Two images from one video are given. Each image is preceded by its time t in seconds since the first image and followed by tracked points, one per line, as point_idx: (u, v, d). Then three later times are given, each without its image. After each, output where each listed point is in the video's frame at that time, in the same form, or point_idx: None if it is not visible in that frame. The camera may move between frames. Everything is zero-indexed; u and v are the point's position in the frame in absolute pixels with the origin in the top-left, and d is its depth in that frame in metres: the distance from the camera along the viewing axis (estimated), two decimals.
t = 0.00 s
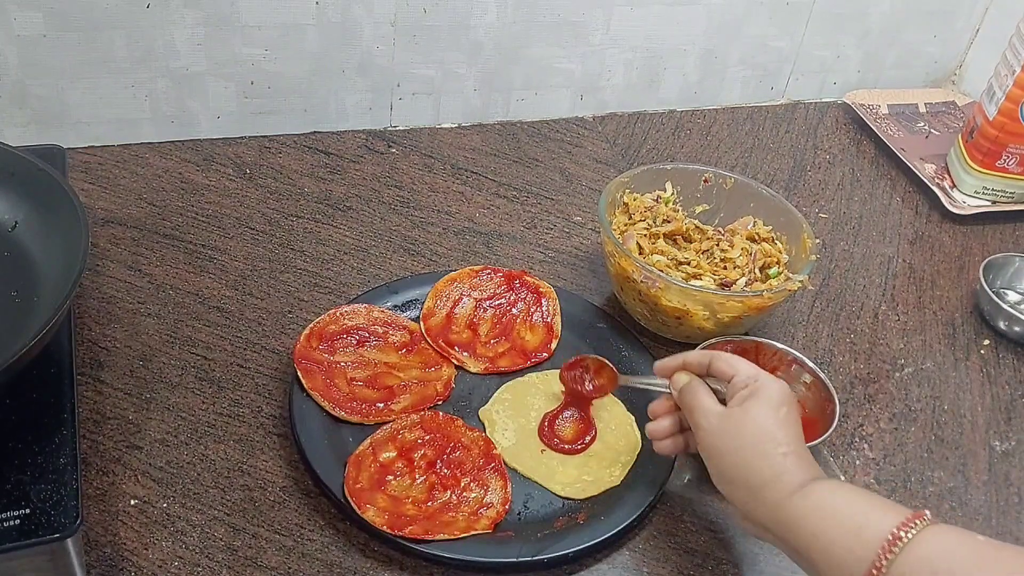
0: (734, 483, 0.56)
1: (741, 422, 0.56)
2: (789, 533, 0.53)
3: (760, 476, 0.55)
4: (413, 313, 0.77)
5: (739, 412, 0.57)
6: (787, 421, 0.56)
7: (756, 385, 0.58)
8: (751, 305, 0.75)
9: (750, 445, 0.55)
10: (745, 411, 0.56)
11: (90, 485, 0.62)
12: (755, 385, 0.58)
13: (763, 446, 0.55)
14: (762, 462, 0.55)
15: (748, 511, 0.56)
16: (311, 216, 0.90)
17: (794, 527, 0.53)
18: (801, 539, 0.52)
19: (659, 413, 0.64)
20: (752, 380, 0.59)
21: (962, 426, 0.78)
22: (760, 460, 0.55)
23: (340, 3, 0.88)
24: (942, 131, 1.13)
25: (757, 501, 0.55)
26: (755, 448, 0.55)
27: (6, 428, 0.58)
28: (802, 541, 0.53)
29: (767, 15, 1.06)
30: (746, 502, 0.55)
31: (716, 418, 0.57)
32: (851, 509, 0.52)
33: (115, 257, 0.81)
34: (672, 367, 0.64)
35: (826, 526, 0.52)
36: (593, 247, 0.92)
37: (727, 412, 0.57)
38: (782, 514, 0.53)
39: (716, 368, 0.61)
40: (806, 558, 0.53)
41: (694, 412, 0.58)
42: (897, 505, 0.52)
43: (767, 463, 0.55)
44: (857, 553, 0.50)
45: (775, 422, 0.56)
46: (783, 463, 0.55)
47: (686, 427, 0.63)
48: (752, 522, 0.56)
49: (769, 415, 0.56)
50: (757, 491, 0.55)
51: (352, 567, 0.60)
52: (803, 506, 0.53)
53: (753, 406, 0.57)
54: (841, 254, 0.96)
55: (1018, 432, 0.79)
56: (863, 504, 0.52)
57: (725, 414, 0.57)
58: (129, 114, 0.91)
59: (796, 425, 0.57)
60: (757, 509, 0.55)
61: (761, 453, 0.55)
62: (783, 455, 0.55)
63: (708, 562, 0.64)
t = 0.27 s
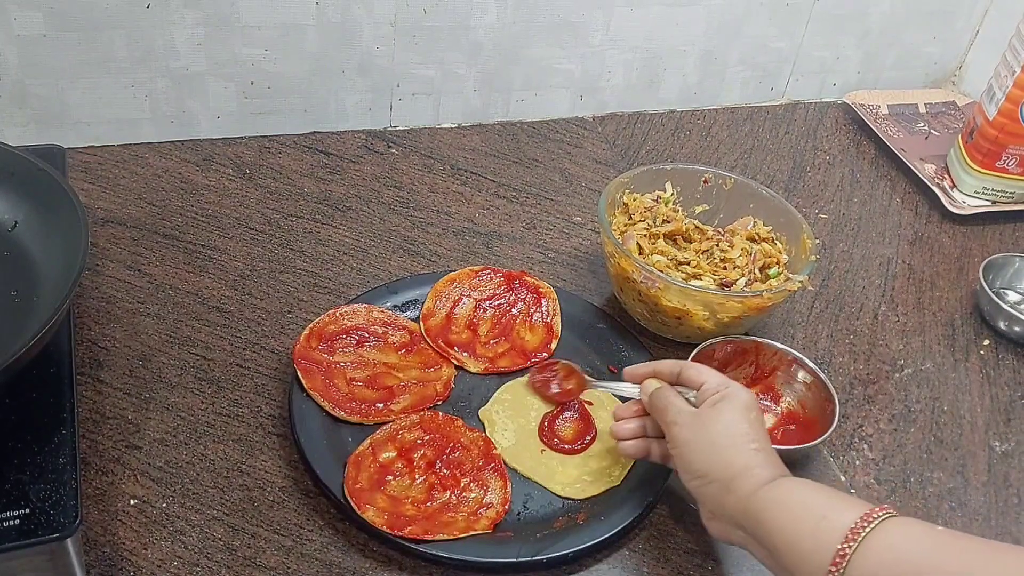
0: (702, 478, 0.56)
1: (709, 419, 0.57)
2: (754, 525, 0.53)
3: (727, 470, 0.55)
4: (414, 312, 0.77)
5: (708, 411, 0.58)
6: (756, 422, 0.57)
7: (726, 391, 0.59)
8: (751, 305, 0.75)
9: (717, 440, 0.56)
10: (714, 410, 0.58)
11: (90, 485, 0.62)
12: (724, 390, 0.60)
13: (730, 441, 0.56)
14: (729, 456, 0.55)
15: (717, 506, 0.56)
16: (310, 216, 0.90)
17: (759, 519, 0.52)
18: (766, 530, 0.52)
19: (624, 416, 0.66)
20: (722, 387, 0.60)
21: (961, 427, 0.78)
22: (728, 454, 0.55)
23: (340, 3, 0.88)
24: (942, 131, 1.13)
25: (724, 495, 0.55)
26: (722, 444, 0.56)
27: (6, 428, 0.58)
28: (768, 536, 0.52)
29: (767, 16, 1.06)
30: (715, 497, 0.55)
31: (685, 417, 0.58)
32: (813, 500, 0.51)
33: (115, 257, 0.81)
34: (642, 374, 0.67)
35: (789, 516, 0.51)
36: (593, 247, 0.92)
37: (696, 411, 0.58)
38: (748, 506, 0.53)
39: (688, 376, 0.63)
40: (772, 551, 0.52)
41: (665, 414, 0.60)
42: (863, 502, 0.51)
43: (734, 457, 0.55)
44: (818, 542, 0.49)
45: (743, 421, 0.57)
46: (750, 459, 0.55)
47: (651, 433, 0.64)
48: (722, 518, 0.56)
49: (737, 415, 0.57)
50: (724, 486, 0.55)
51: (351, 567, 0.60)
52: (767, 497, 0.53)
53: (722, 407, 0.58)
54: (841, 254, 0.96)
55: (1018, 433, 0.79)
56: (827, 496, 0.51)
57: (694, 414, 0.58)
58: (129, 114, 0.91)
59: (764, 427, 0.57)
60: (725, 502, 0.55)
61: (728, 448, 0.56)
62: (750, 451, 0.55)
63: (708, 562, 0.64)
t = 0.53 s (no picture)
0: (699, 462, 0.56)
1: (713, 403, 0.57)
2: (748, 512, 0.53)
3: (725, 454, 0.55)
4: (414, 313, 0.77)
5: (713, 396, 0.58)
6: (761, 409, 0.57)
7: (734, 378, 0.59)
8: (751, 305, 0.75)
9: (718, 424, 0.56)
10: (719, 395, 0.58)
11: (90, 485, 0.62)
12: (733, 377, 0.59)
13: (731, 427, 0.56)
14: (728, 441, 0.55)
15: (711, 491, 0.56)
16: (311, 216, 0.90)
17: (753, 505, 0.53)
18: (759, 518, 0.52)
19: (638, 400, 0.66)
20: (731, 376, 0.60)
21: (962, 427, 0.78)
22: (727, 438, 0.55)
23: (340, 3, 0.88)
24: (942, 131, 1.13)
25: (720, 479, 0.55)
26: (723, 429, 0.56)
27: (6, 428, 0.58)
28: (761, 523, 0.52)
29: (767, 15, 1.06)
30: (710, 481, 0.55)
31: (690, 401, 0.58)
32: (810, 490, 0.51)
33: (115, 256, 0.81)
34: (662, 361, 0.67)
35: (784, 505, 0.51)
36: (594, 247, 0.92)
37: (702, 396, 0.58)
38: (743, 491, 0.53)
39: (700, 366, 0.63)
40: (764, 538, 0.52)
41: (671, 399, 0.60)
42: (860, 494, 0.52)
43: (733, 442, 0.55)
44: (812, 532, 0.50)
45: (748, 407, 0.56)
46: (750, 444, 0.55)
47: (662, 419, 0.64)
48: (716, 502, 0.56)
49: (742, 400, 0.57)
50: (722, 470, 0.55)
51: (352, 567, 0.60)
52: (763, 484, 0.53)
53: (727, 392, 0.58)
54: (841, 254, 0.96)
55: (1018, 432, 0.79)
56: (824, 488, 0.51)
57: (699, 399, 0.58)
58: (129, 114, 0.91)
59: (770, 415, 0.57)
60: (719, 487, 0.55)
61: (729, 432, 0.55)
62: (751, 437, 0.55)
63: (708, 561, 0.64)
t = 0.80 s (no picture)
0: (733, 496, 0.56)
1: (744, 434, 0.56)
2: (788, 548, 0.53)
3: (760, 488, 0.55)
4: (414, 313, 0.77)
5: (743, 424, 0.57)
6: (792, 435, 0.56)
7: (763, 400, 0.58)
8: (751, 305, 0.75)
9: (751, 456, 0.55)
10: (750, 422, 0.57)
11: (90, 485, 0.62)
12: (760, 399, 0.58)
13: (765, 459, 0.55)
14: (762, 474, 0.55)
15: (748, 524, 0.56)
16: (310, 216, 0.90)
17: (794, 542, 0.53)
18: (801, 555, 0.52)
19: (668, 425, 0.64)
20: (759, 395, 0.59)
21: (962, 427, 0.78)
22: (762, 472, 0.55)
23: (340, 3, 0.88)
24: (942, 131, 1.13)
25: (756, 514, 0.55)
26: (756, 461, 0.55)
27: (6, 428, 0.58)
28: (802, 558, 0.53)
29: (767, 16, 1.06)
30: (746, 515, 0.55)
31: (720, 430, 0.58)
32: (855, 525, 0.52)
33: (115, 256, 0.81)
34: (684, 379, 0.65)
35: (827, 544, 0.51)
36: (593, 247, 0.92)
37: (731, 424, 0.57)
38: (781, 528, 0.53)
39: (726, 381, 0.61)
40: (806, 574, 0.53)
41: (700, 426, 0.59)
42: (902, 525, 0.52)
43: (768, 476, 0.55)
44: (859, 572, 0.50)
45: (779, 435, 0.56)
46: (785, 476, 0.54)
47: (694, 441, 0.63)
48: (754, 534, 0.56)
49: (772, 428, 0.56)
50: (758, 506, 0.55)
51: (352, 567, 0.60)
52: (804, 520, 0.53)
53: (758, 419, 0.57)
54: (841, 254, 0.96)
55: (1018, 433, 0.79)
56: (868, 524, 0.52)
57: (729, 428, 0.57)
58: (129, 114, 0.91)
59: (802, 440, 0.56)
60: (756, 522, 0.55)
61: (763, 465, 0.55)
62: (785, 468, 0.55)
63: (708, 562, 0.64)
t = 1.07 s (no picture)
0: (749, 563, 0.52)
1: (750, 496, 0.52)
2: None
3: (776, 553, 0.51)
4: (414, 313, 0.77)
5: (746, 484, 0.53)
6: (798, 490, 0.52)
7: (762, 457, 0.54)
8: (751, 306, 0.75)
9: (759, 519, 0.51)
10: (753, 483, 0.53)
11: (90, 485, 0.62)
12: (759, 455, 0.54)
13: (776, 521, 0.51)
14: (775, 539, 0.51)
15: None
16: (311, 216, 0.90)
17: None
18: None
19: (662, 486, 0.60)
20: (757, 449, 0.55)
21: (962, 427, 0.78)
22: (776, 536, 0.51)
23: (340, 3, 0.88)
24: (942, 131, 1.13)
25: None
26: (767, 524, 0.51)
27: (6, 428, 0.58)
28: None
29: (767, 16, 1.06)
30: None
31: (723, 492, 0.53)
32: None
33: (115, 256, 0.81)
34: (674, 437, 0.59)
35: None
36: (594, 247, 0.92)
37: (735, 486, 0.53)
38: None
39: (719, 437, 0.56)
40: None
41: (701, 489, 0.54)
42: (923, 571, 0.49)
43: (782, 539, 0.51)
44: None
45: (787, 494, 0.52)
46: (798, 537, 0.50)
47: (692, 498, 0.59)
48: None
49: (776, 485, 0.52)
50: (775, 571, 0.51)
51: (352, 567, 0.60)
52: None
53: (760, 478, 0.52)
54: (841, 254, 0.96)
55: (1018, 433, 0.79)
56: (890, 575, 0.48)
57: (730, 490, 0.53)
58: (129, 114, 0.91)
59: (809, 493, 0.53)
60: None
61: (775, 529, 0.51)
62: (798, 528, 0.51)
63: (708, 561, 0.64)
